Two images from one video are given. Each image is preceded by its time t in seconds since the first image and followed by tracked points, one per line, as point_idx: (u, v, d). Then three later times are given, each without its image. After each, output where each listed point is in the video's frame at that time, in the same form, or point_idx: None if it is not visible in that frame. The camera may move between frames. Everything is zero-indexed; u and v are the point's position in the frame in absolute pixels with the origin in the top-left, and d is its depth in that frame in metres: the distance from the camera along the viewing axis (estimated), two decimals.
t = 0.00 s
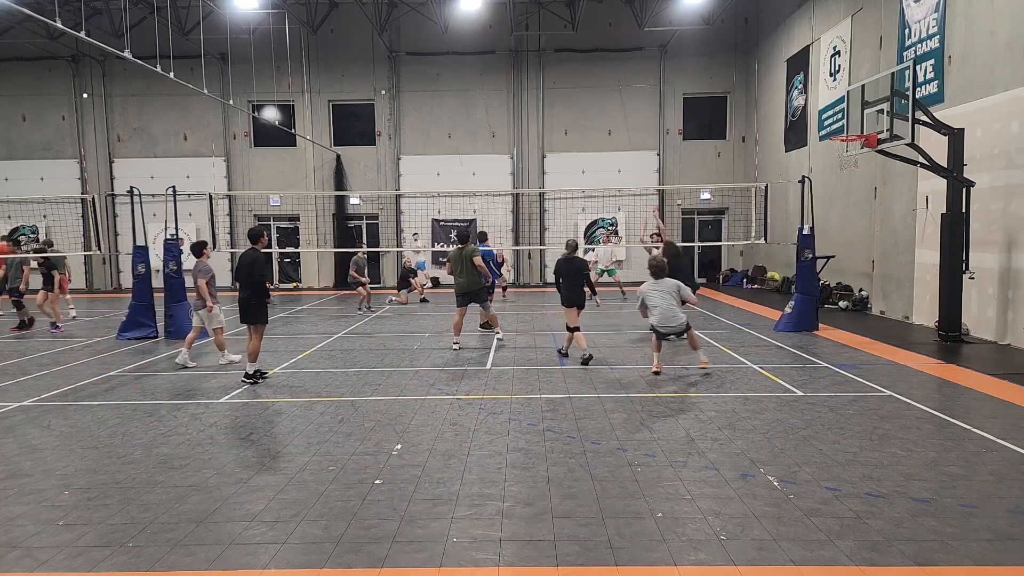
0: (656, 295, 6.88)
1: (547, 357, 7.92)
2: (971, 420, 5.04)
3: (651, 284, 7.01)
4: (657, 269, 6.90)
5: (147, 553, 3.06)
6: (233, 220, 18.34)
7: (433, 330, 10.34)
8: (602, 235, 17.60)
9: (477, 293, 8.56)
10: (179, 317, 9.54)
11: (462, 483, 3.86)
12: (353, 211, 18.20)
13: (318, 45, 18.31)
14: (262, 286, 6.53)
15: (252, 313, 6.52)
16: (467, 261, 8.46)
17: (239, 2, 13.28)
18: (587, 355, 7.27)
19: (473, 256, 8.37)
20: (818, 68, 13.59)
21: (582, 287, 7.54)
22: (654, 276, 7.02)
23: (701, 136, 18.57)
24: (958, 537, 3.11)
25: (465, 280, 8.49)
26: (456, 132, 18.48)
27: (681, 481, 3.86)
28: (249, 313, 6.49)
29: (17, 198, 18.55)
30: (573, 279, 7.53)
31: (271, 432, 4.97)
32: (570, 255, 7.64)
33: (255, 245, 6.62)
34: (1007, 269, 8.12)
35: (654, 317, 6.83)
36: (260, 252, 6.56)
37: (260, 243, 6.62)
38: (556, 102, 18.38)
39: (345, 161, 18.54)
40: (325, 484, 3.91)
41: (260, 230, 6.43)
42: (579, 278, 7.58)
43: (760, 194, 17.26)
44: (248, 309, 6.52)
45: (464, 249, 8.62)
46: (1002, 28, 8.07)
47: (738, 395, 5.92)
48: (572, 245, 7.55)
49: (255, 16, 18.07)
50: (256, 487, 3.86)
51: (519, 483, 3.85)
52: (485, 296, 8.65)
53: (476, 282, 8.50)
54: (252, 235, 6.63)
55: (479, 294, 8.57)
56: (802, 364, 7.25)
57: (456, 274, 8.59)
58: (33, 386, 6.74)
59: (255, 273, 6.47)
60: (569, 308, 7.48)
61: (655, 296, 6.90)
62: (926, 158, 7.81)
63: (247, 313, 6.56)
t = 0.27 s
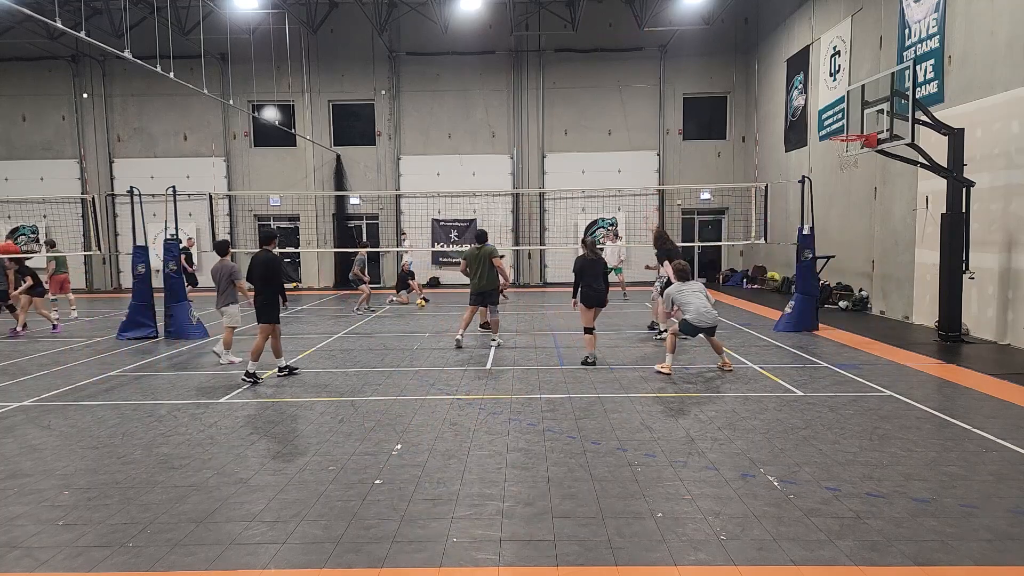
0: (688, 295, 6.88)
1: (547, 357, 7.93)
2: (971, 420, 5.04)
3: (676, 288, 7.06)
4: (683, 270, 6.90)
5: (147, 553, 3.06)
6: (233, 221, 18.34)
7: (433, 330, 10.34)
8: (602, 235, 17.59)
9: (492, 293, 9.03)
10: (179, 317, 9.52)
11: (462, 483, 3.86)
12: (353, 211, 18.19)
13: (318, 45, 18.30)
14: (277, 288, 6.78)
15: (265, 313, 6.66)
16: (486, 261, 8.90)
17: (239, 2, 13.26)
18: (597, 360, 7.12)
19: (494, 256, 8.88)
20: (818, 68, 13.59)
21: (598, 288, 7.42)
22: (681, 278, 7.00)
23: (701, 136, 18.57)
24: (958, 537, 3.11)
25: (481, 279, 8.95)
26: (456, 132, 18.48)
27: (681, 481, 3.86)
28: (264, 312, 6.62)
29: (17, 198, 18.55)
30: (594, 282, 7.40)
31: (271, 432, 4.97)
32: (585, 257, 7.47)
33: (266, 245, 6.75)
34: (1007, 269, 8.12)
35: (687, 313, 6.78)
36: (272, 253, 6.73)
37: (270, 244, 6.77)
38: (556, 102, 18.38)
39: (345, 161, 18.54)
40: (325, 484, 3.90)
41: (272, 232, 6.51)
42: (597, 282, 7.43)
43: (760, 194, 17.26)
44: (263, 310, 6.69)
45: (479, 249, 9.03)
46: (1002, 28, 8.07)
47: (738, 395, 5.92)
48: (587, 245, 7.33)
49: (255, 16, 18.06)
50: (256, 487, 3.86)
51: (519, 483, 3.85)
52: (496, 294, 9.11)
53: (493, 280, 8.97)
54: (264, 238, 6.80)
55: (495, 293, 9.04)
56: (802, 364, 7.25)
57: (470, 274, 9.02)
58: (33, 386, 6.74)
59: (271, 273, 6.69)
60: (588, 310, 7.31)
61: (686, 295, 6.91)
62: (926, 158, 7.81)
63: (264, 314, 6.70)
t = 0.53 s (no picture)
0: (696, 295, 6.87)
1: (547, 357, 7.93)
2: (971, 420, 5.04)
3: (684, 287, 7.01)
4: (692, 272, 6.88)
5: (147, 553, 3.06)
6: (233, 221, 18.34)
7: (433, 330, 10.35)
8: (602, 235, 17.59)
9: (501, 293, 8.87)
10: (179, 317, 9.51)
11: (462, 483, 3.86)
12: (353, 211, 18.19)
13: (318, 45, 18.30)
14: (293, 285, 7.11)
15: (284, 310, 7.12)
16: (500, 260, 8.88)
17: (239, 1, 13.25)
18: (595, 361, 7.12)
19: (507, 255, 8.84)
20: (818, 68, 13.59)
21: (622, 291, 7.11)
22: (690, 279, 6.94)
23: (701, 136, 18.57)
24: (958, 537, 3.11)
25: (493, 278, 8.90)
26: (456, 132, 18.48)
27: (681, 481, 3.86)
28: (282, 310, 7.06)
29: (17, 197, 18.55)
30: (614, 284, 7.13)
31: (271, 432, 4.97)
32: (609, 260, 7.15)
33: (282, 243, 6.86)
34: (1007, 269, 8.12)
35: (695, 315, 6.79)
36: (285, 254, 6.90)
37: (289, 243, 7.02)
38: (556, 102, 18.38)
39: (345, 161, 18.54)
40: (325, 484, 3.90)
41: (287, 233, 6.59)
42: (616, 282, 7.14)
43: (760, 194, 17.25)
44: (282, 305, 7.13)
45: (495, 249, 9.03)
46: (1002, 28, 8.06)
47: (738, 395, 5.92)
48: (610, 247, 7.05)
49: (255, 16, 18.07)
50: (256, 487, 3.86)
51: (519, 483, 3.85)
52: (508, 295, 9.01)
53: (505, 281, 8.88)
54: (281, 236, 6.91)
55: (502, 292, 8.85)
56: (802, 364, 7.25)
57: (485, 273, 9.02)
58: (33, 386, 6.74)
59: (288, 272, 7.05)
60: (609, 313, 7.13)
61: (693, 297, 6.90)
62: (926, 158, 7.80)
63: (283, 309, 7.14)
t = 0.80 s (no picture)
0: (698, 297, 6.87)
1: (547, 357, 7.93)
2: (971, 420, 5.04)
3: (685, 289, 7.02)
4: (692, 274, 6.90)
5: (147, 553, 3.06)
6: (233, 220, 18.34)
7: (433, 330, 10.35)
8: (602, 235, 17.62)
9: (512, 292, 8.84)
10: (179, 317, 9.51)
11: (463, 483, 3.86)
12: (353, 211, 18.19)
13: (318, 45, 18.30)
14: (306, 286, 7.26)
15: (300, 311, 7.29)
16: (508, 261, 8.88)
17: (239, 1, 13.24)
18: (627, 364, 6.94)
19: (516, 256, 8.83)
20: (817, 68, 13.59)
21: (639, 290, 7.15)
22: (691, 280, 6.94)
23: (701, 136, 18.57)
24: (958, 537, 3.11)
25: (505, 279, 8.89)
26: (456, 132, 18.48)
27: (681, 481, 3.86)
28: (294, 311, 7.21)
29: (17, 198, 18.55)
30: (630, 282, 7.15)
31: (271, 432, 4.97)
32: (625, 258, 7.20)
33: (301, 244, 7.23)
34: (1007, 269, 8.12)
35: (697, 316, 6.79)
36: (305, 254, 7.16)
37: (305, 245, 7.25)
38: (556, 102, 18.38)
39: (345, 161, 18.54)
40: (325, 483, 3.91)
41: (309, 232, 7.10)
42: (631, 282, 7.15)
43: (760, 194, 17.26)
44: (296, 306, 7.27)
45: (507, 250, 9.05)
46: (1002, 28, 8.07)
47: (738, 395, 5.92)
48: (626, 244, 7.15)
49: (255, 16, 18.07)
50: (256, 487, 3.86)
51: (519, 483, 3.85)
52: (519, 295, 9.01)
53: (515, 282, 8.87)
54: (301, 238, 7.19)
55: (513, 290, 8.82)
56: (803, 364, 7.25)
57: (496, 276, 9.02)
58: (33, 386, 6.74)
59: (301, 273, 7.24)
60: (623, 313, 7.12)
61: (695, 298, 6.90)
62: (926, 159, 7.81)
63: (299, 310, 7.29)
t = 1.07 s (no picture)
0: (698, 296, 6.86)
1: (547, 357, 7.93)
2: (971, 420, 5.04)
3: (685, 288, 7.02)
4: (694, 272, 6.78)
5: (147, 553, 3.06)
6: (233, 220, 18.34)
7: (434, 330, 10.35)
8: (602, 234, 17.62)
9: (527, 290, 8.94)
10: (179, 317, 9.51)
11: (463, 483, 3.86)
12: (353, 211, 18.19)
13: (318, 45, 18.30)
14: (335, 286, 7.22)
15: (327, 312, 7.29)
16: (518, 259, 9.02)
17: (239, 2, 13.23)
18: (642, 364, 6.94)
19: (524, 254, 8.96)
20: (817, 68, 13.59)
21: (643, 289, 7.15)
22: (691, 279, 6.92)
23: (701, 136, 18.57)
24: (958, 537, 3.11)
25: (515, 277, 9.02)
26: (456, 132, 18.48)
27: (681, 481, 3.86)
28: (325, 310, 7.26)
29: (17, 198, 18.54)
30: (635, 284, 7.11)
31: (271, 432, 4.97)
32: (630, 258, 7.24)
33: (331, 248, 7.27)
34: (1007, 269, 8.12)
35: (698, 314, 6.79)
36: (335, 255, 7.38)
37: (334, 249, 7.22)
38: (556, 102, 18.38)
39: (345, 161, 18.54)
40: (325, 484, 3.91)
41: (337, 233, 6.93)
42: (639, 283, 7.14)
43: (760, 194, 17.26)
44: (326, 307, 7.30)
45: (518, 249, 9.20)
46: (1002, 27, 8.07)
47: (738, 395, 5.92)
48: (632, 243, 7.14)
49: (255, 16, 18.07)
50: (256, 487, 3.86)
51: (519, 483, 3.85)
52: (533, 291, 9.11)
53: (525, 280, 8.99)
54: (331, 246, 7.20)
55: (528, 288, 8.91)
56: (803, 364, 7.25)
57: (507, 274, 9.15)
58: (32, 386, 6.74)
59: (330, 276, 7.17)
60: (628, 313, 7.07)
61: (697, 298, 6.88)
62: (926, 159, 7.81)
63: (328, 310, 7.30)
